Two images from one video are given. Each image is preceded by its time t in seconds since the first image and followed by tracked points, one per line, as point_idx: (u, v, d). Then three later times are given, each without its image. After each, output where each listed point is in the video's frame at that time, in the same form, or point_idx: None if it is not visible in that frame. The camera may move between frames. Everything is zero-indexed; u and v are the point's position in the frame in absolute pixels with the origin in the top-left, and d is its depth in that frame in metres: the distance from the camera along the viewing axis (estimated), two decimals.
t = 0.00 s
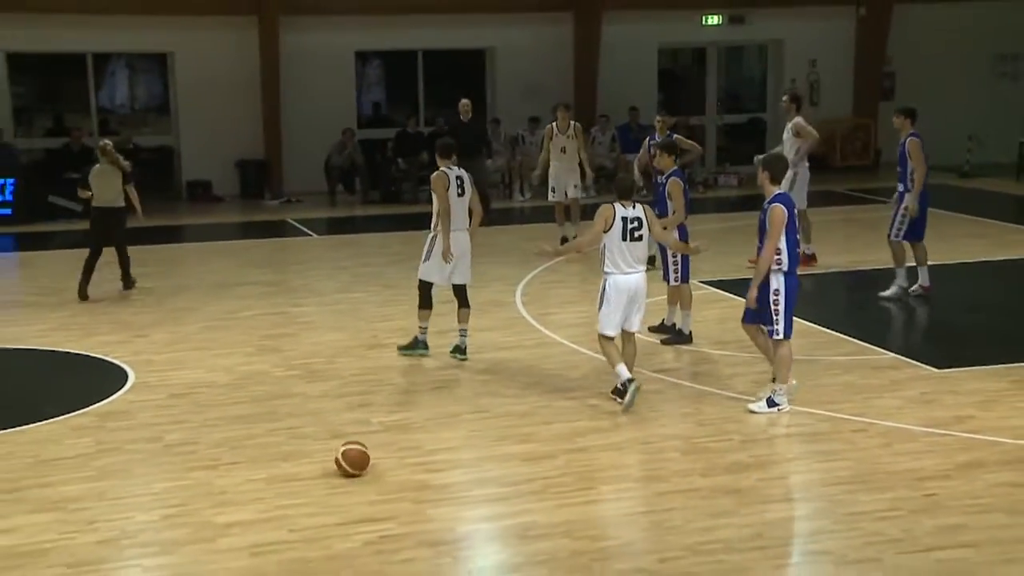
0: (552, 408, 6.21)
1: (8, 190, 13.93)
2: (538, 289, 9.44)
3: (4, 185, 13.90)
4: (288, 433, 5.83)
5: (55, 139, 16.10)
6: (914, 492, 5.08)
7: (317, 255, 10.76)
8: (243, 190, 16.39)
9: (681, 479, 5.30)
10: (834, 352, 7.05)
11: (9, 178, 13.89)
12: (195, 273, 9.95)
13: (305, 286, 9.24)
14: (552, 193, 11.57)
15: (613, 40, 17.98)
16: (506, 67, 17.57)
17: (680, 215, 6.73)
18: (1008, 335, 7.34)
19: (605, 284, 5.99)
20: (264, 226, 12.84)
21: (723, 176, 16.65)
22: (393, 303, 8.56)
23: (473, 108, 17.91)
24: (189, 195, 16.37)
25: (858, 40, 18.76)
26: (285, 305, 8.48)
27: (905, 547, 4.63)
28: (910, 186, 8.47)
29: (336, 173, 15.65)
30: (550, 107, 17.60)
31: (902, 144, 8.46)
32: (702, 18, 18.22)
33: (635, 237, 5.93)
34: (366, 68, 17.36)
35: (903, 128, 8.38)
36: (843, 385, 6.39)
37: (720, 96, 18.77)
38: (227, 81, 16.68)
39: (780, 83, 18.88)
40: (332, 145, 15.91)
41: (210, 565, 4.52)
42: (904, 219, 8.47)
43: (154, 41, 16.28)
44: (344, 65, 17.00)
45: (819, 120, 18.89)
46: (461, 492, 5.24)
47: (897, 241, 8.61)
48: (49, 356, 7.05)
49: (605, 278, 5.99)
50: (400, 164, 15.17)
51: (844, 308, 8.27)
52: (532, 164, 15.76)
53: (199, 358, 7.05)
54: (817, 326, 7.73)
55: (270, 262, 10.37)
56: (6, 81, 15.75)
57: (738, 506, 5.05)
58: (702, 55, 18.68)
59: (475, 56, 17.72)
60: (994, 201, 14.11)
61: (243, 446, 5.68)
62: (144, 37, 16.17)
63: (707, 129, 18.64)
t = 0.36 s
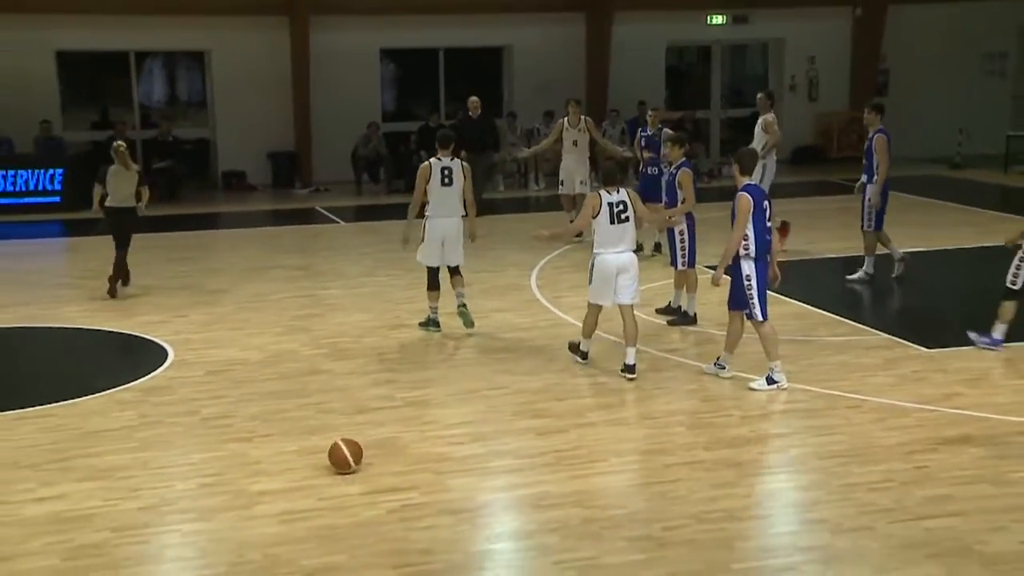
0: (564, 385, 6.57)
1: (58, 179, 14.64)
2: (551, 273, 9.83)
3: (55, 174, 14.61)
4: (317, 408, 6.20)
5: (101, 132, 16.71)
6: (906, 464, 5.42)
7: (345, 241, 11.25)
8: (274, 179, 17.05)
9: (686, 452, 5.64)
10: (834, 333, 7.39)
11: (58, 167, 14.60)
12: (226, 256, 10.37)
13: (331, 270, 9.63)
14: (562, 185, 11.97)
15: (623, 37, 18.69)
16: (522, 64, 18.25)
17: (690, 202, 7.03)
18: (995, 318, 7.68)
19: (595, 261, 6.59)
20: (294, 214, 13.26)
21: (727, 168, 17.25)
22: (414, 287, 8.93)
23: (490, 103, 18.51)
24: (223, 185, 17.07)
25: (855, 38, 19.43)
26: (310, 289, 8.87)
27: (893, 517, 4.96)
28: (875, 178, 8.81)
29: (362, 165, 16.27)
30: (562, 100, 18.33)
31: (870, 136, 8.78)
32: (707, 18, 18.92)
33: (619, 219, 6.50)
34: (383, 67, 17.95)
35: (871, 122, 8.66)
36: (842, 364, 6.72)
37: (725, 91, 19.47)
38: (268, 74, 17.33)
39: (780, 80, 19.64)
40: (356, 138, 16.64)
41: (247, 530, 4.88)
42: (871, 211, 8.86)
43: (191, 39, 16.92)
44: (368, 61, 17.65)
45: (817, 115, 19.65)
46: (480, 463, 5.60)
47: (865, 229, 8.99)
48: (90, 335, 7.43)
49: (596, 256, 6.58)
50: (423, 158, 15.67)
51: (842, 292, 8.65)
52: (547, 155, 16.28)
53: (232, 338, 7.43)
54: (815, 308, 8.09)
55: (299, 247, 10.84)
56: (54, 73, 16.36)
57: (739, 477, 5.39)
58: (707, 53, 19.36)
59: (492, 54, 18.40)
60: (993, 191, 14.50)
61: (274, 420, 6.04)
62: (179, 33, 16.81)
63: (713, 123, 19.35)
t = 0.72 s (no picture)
0: (574, 361, 6.94)
1: (99, 167, 15.31)
2: (562, 255, 10.23)
3: (96, 163, 15.26)
4: (340, 383, 6.58)
5: (139, 122, 17.37)
6: (895, 436, 5.77)
7: (367, 224, 11.71)
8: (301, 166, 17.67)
9: (689, 424, 6.00)
10: (833, 314, 7.75)
11: (100, 156, 15.25)
12: (253, 239, 10.83)
13: (353, 253, 10.05)
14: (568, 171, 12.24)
15: (631, 32, 19.35)
16: (537, 58, 18.87)
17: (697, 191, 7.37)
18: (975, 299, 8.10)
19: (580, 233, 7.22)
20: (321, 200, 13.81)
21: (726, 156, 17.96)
22: (431, 270, 9.32)
23: (503, 96, 19.07)
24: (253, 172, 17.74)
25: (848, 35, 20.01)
26: (332, 270, 9.27)
27: (882, 485, 5.30)
28: (849, 167, 9.40)
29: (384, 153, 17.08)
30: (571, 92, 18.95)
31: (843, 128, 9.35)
32: (710, 14, 19.57)
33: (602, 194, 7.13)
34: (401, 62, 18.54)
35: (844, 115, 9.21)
36: (839, 343, 7.08)
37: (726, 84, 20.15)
38: (292, 66, 18.02)
39: (779, 71, 20.26)
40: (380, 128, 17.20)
41: (278, 495, 5.25)
42: (850, 199, 9.44)
43: (222, 35, 17.58)
44: (389, 54, 18.25)
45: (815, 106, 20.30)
46: (495, 434, 5.96)
47: (845, 215, 9.60)
48: (125, 313, 7.85)
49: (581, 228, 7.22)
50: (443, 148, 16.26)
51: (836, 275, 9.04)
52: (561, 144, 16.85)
53: (260, 317, 7.82)
54: (808, 289, 8.50)
55: (323, 230, 11.31)
56: (94, 67, 17.01)
57: (739, 448, 5.74)
58: (709, 47, 20.04)
59: (506, 49, 19.01)
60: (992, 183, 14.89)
61: (301, 394, 6.42)
62: (207, 31, 17.45)
63: (716, 113, 19.97)
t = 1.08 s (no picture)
0: (584, 342, 7.27)
1: (134, 157, 15.72)
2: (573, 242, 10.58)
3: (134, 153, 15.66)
4: (361, 363, 6.91)
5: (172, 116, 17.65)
6: (890, 413, 6.08)
7: (387, 212, 12.07)
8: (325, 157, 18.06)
9: (693, 403, 6.31)
10: (834, 299, 8.06)
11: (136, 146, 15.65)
12: (278, 226, 11.19)
13: (373, 239, 10.40)
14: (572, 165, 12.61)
15: (641, 28, 19.69)
16: (550, 54, 19.25)
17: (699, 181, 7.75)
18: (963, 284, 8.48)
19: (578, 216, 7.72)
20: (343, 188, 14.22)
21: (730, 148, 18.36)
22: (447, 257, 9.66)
23: (516, 92, 19.48)
24: (282, 163, 18.14)
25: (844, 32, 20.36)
26: (352, 256, 9.62)
27: (876, 461, 5.60)
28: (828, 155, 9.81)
29: (404, 144, 17.55)
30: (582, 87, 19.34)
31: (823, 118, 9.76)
32: (714, 12, 19.96)
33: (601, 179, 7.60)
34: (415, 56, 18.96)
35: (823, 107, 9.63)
36: (839, 326, 7.39)
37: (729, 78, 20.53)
38: (317, 62, 18.39)
39: (780, 67, 20.59)
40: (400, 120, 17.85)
41: (305, 471, 5.57)
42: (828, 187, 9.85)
43: (253, 32, 17.97)
44: (410, 50, 18.61)
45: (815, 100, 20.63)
46: (509, 411, 6.28)
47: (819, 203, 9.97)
48: (154, 297, 8.19)
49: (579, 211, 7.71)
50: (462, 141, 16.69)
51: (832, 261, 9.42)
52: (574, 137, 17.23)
53: (285, 300, 8.16)
54: (806, 275, 8.86)
55: (344, 217, 11.67)
56: (130, 63, 17.36)
57: (742, 425, 6.05)
58: (714, 44, 20.41)
59: (519, 45, 19.39)
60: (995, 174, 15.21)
61: (326, 372, 6.76)
62: (232, 28, 17.81)
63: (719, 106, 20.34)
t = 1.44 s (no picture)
0: (589, 334, 7.71)
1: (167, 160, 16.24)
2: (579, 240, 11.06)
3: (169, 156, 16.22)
4: (379, 353, 7.36)
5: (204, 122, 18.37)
6: (875, 400, 6.49)
7: (403, 212, 12.55)
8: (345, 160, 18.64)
9: (691, 390, 6.73)
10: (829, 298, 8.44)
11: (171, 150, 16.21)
12: (300, 224, 11.67)
13: (390, 238, 10.86)
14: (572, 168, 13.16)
15: (643, 37, 20.25)
16: (556, 62, 19.84)
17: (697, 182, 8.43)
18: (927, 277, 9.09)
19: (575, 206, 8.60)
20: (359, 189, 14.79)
21: (729, 151, 18.93)
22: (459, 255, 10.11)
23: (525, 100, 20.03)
24: (304, 164, 18.71)
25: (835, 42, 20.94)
26: (368, 253, 10.09)
27: (862, 445, 5.98)
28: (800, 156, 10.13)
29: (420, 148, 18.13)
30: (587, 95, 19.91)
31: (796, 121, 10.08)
32: (710, 23, 20.49)
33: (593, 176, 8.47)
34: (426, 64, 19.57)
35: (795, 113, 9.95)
36: (830, 320, 7.81)
37: (726, 83, 21.07)
38: (335, 69, 18.90)
39: (773, 74, 21.14)
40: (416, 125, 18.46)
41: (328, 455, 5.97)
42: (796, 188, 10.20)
43: (279, 42, 18.53)
44: (424, 59, 19.20)
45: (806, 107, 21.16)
46: (519, 398, 6.70)
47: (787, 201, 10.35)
48: (181, 293, 8.65)
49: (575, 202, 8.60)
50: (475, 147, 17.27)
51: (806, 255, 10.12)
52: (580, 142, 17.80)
53: (306, 297, 8.59)
54: (797, 271, 9.36)
55: (361, 216, 12.16)
56: (167, 70, 17.96)
57: (736, 412, 6.45)
58: (711, 54, 20.91)
59: (527, 54, 19.95)
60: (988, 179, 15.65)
61: (346, 362, 7.19)
62: (256, 39, 18.35)
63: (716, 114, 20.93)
